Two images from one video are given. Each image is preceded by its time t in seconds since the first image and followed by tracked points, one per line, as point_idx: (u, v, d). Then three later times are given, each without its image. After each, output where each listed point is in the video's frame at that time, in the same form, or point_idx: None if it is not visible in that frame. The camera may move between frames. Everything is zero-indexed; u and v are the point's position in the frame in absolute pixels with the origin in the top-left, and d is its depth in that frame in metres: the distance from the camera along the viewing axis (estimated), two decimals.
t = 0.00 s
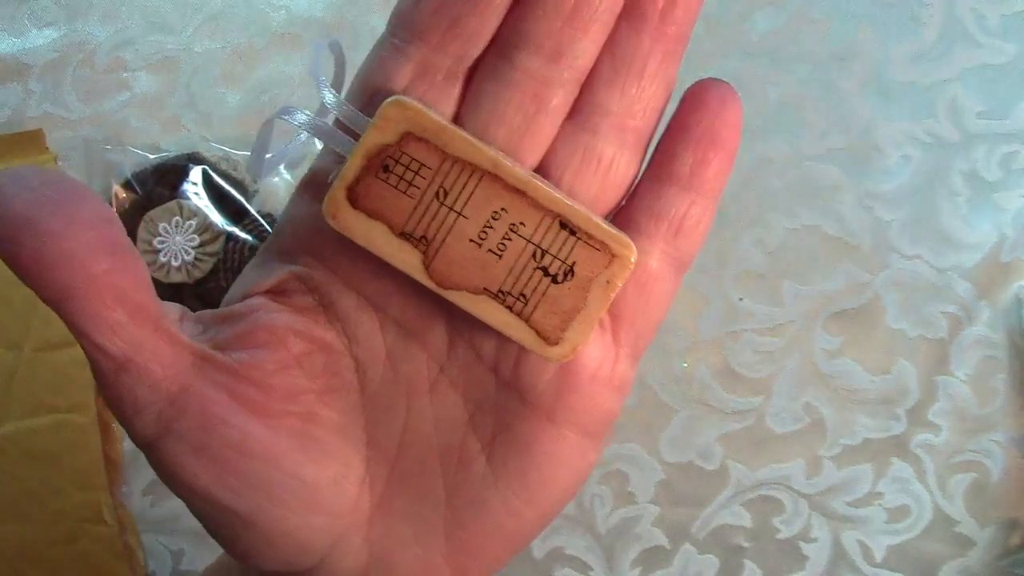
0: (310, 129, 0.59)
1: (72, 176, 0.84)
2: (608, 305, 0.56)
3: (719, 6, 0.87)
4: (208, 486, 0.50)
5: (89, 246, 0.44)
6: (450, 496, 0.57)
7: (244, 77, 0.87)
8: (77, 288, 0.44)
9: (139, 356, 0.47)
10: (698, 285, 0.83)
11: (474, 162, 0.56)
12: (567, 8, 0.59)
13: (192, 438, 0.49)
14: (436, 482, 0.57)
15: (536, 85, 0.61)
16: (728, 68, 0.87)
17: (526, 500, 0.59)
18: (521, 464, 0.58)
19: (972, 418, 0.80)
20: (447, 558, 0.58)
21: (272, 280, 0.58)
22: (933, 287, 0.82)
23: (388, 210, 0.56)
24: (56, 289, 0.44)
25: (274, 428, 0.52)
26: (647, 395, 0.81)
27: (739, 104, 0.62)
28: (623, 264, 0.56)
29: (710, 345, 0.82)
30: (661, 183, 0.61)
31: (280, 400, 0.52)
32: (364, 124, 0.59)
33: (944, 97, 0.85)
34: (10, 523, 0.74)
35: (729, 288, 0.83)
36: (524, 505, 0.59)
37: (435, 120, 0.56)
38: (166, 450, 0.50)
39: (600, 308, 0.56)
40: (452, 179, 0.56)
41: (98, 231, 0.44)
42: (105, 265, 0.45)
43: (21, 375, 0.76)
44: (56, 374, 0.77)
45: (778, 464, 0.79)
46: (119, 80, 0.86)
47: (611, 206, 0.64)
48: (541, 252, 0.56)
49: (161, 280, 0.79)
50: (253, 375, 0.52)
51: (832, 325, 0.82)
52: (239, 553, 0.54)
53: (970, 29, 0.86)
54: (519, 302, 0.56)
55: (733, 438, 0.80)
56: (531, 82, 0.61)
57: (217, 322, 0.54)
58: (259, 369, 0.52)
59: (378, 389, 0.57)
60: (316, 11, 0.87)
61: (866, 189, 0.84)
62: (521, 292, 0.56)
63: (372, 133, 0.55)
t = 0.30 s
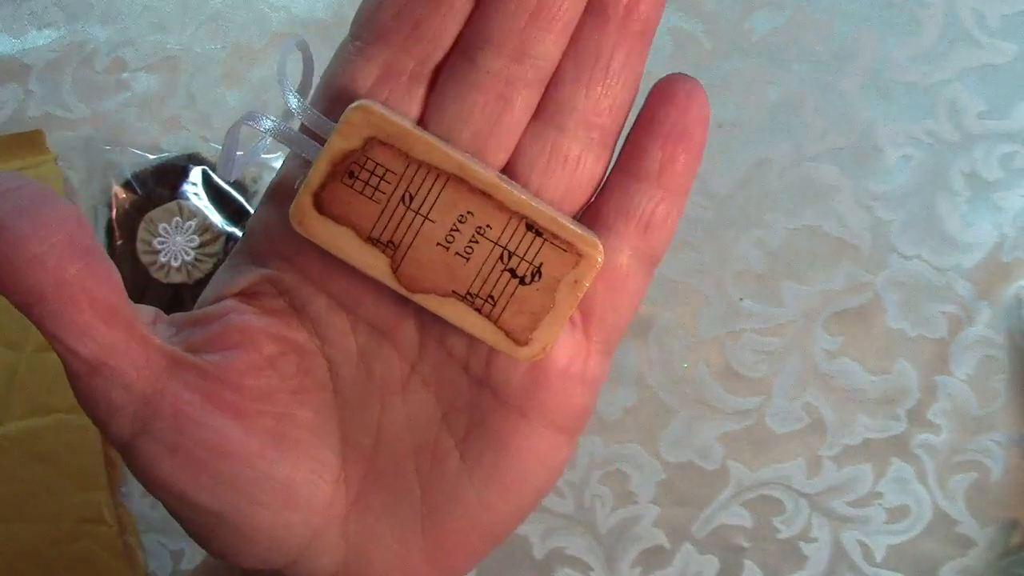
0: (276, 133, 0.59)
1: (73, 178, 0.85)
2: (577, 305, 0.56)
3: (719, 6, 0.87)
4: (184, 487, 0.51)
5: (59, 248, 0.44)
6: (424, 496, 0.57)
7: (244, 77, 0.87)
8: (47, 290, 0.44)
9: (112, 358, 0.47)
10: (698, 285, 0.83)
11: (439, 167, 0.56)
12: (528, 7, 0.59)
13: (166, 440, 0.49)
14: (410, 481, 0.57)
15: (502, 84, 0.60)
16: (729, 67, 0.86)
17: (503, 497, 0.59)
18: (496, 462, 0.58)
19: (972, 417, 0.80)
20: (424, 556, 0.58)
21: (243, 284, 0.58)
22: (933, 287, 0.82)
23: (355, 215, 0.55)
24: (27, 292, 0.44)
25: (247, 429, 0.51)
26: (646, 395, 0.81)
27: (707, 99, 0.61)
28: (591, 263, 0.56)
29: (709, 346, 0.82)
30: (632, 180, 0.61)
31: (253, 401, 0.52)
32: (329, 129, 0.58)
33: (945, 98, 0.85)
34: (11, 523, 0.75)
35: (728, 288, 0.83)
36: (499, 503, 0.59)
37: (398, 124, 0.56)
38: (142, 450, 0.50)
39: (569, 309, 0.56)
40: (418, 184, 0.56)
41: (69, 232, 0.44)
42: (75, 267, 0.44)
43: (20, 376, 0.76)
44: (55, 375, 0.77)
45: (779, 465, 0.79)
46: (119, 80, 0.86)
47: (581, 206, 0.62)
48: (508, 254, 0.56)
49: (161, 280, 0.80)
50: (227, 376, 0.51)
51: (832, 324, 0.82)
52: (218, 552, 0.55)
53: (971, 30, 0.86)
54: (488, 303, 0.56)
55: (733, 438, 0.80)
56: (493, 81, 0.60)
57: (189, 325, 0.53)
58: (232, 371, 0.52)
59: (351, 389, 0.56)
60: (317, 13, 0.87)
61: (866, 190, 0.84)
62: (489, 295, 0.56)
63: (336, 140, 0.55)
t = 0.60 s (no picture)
0: (274, 129, 0.59)
1: (73, 178, 0.85)
2: (568, 289, 0.57)
3: (719, 6, 0.87)
4: (185, 478, 0.51)
5: (58, 245, 0.44)
6: (421, 482, 0.57)
7: (243, 77, 0.86)
8: (48, 287, 0.44)
9: (112, 351, 0.47)
10: (698, 284, 0.83)
11: (432, 156, 0.56)
12: None
13: (165, 432, 0.50)
14: (406, 468, 0.57)
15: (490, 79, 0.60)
16: (729, 68, 0.86)
17: (498, 482, 0.59)
18: (491, 448, 0.58)
19: (971, 417, 0.80)
20: (421, 542, 0.58)
21: (243, 274, 0.58)
22: (934, 287, 0.82)
23: (350, 206, 0.56)
24: (28, 288, 0.44)
25: (245, 420, 0.52)
26: (647, 395, 0.81)
27: (691, 89, 0.61)
28: (580, 249, 0.56)
29: (709, 345, 0.82)
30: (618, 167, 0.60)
31: (251, 392, 0.52)
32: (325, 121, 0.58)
33: (945, 97, 0.85)
34: (10, 523, 0.75)
35: (729, 288, 0.83)
36: (495, 488, 0.59)
37: (391, 116, 0.56)
38: (142, 443, 0.50)
39: (560, 294, 0.56)
40: (412, 175, 0.56)
41: (68, 230, 0.44)
42: (74, 264, 0.45)
43: (21, 375, 0.76)
44: (56, 375, 0.77)
45: (779, 466, 0.79)
46: (119, 80, 0.86)
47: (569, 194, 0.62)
48: (500, 241, 0.56)
49: (161, 280, 0.80)
50: (224, 368, 0.52)
51: (833, 323, 0.82)
52: (218, 542, 0.55)
53: (971, 30, 0.86)
54: (481, 290, 0.56)
55: (733, 438, 0.80)
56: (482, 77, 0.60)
57: (188, 318, 0.53)
58: (230, 362, 0.52)
59: (347, 378, 0.57)
60: (317, 12, 0.87)
61: (867, 190, 0.84)
62: (483, 281, 0.56)
63: (331, 133, 0.56)
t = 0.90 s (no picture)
0: (233, 130, 0.58)
1: (72, 178, 0.85)
2: (534, 283, 0.56)
3: (718, 6, 0.87)
4: (157, 478, 0.51)
5: (26, 249, 0.45)
6: (394, 478, 0.57)
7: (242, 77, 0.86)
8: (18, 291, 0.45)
9: (81, 354, 0.47)
10: (698, 284, 0.83)
11: (393, 153, 0.56)
12: None
13: (135, 432, 0.50)
14: (379, 463, 0.57)
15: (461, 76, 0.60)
16: (729, 68, 0.86)
17: (470, 476, 0.59)
18: (462, 442, 0.58)
19: (971, 417, 0.80)
20: (397, 537, 0.58)
21: (209, 274, 0.57)
22: (933, 287, 0.82)
23: (312, 205, 0.56)
24: None
25: (216, 419, 0.52)
26: (645, 394, 0.81)
27: (654, 76, 0.61)
28: (545, 242, 0.56)
29: (708, 344, 0.82)
30: (584, 157, 0.60)
31: (222, 392, 0.52)
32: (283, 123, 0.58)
33: (945, 98, 0.85)
34: (9, 523, 0.76)
35: (728, 287, 0.83)
36: (468, 481, 0.59)
37: (351, 114, 0.56)
38: (113, 446, 0.50)
39: (526, 288, 0.56)
40: (373, 172, 0.56)
41: (37, 235, 0.45)
42: (42, 268, 0.45)
43: (21, 374, 0.76)
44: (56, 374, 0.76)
45: (779, 466, 0.79)
46: (118, 80, 0.86)
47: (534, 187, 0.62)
48: (464, 236, 0.56)
49: (161, 279, 0.82)
50: (194, 368, 0.52)
51: (833, 323, 0.82)
52: (190, 543, 0.55)
53: (971, 30, 0.86)
54: (446, 286, 0.56)
55: (733, 438, 0.80)
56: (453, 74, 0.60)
57: (156, 320, 0.54)
58: (200, 362, 0.52)
59: (318, 376, 0.57)
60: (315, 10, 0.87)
61: (867, 190, 0.84)
62: (448, 278, 0.56)
63: (291, 132, 0.56)
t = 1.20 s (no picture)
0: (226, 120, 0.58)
1: (72, 177, 0.85)
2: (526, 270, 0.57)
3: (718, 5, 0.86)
4: (149, 473, 0.50)
5: (18, 241, 0.45)
6: (387, 471, 0.57)
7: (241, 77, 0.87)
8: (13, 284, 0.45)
9: (75, 349, 0.47)
10: (697, 284, 0.83)
11: (385, 141, 0.56)
12: None
13: (127, 426, 0.49)
14: (373, 455, 0.57)
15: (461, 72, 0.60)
16: (728, 67, 0.86)
17: (464, 469, 0.59)
18: (456, 434, 0.58)
19: (970, 417, 0.80)
20: (391, 531, 0.58)
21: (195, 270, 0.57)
22: (932, 287, 0.82)
23: (305, 194, 0.56)
24: None
25: (208, 412, 0.52)
26: (644, 394, 0.81)
27: (646, 65, 0.61)
28: (538, 230, 0.56)
29: (708, 344, 0.82)
30: (578, 147, 0.60)
31: (214, 384, 0.52)
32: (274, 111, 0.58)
33: (944, 98, 0.85)
34: (8, 523, 0.76)
35: (728, 287, 0.83)
36: (461, 473, 0.59)
37: (343, 101, 0.56)
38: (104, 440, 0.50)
39: (519, 275, 0.57)
40: (365, 160, 0.56)
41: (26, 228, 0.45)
42: (35, 261, 0.45)
43: (20, 373, 0.75)
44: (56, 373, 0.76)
45: (778, 466, 0.79)
46: (116, 79, 0.86)
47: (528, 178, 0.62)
48: (456, 224, 0.56)
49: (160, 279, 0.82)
50: (187, 360, 0.51)
51: (832, 322, 0.82)
52: (180, 539, 0.54)
53: (970, 29, 0.85)
54: (439, 274, 0.56)
55: (733, 438, 0.80)
56: (447, 73, 0.60)
57: (149, 312, 0.53)
58: (192, 355, 0.52)
59: (311, 368, 0.56)
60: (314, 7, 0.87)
61: (866, 190, 0.84)
62: (440, 266, 0.56)
63: (282, 120, 0.55)
